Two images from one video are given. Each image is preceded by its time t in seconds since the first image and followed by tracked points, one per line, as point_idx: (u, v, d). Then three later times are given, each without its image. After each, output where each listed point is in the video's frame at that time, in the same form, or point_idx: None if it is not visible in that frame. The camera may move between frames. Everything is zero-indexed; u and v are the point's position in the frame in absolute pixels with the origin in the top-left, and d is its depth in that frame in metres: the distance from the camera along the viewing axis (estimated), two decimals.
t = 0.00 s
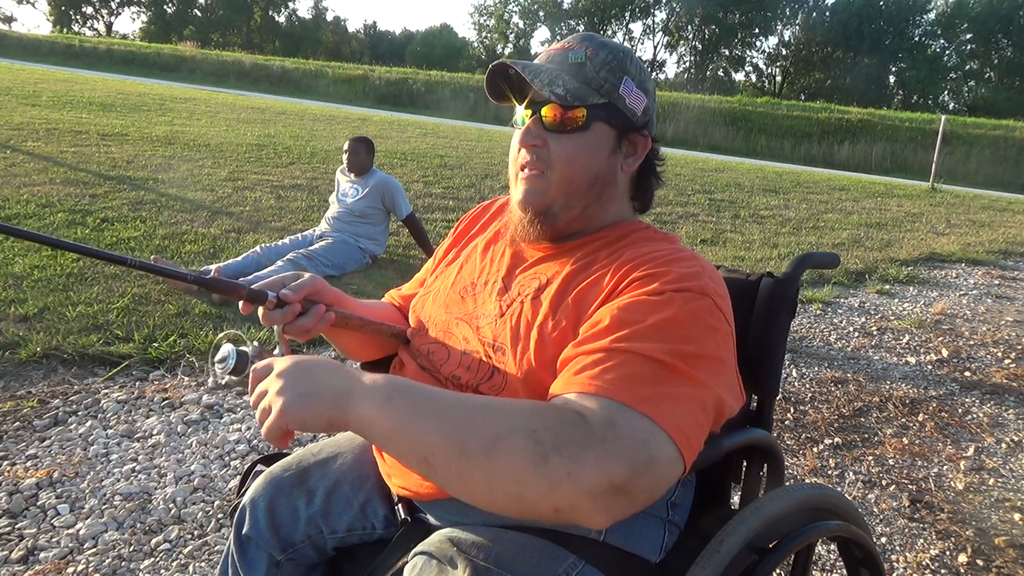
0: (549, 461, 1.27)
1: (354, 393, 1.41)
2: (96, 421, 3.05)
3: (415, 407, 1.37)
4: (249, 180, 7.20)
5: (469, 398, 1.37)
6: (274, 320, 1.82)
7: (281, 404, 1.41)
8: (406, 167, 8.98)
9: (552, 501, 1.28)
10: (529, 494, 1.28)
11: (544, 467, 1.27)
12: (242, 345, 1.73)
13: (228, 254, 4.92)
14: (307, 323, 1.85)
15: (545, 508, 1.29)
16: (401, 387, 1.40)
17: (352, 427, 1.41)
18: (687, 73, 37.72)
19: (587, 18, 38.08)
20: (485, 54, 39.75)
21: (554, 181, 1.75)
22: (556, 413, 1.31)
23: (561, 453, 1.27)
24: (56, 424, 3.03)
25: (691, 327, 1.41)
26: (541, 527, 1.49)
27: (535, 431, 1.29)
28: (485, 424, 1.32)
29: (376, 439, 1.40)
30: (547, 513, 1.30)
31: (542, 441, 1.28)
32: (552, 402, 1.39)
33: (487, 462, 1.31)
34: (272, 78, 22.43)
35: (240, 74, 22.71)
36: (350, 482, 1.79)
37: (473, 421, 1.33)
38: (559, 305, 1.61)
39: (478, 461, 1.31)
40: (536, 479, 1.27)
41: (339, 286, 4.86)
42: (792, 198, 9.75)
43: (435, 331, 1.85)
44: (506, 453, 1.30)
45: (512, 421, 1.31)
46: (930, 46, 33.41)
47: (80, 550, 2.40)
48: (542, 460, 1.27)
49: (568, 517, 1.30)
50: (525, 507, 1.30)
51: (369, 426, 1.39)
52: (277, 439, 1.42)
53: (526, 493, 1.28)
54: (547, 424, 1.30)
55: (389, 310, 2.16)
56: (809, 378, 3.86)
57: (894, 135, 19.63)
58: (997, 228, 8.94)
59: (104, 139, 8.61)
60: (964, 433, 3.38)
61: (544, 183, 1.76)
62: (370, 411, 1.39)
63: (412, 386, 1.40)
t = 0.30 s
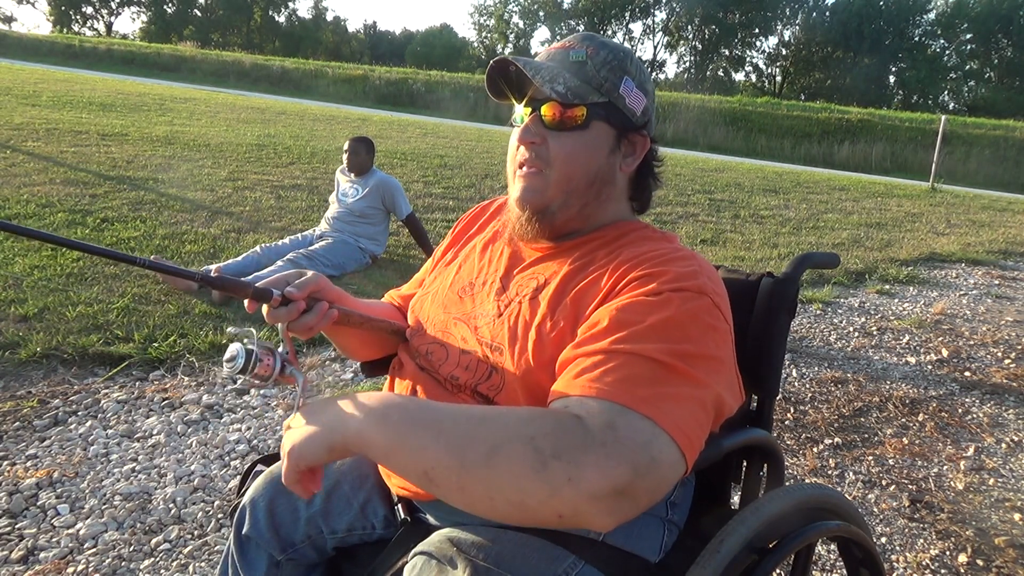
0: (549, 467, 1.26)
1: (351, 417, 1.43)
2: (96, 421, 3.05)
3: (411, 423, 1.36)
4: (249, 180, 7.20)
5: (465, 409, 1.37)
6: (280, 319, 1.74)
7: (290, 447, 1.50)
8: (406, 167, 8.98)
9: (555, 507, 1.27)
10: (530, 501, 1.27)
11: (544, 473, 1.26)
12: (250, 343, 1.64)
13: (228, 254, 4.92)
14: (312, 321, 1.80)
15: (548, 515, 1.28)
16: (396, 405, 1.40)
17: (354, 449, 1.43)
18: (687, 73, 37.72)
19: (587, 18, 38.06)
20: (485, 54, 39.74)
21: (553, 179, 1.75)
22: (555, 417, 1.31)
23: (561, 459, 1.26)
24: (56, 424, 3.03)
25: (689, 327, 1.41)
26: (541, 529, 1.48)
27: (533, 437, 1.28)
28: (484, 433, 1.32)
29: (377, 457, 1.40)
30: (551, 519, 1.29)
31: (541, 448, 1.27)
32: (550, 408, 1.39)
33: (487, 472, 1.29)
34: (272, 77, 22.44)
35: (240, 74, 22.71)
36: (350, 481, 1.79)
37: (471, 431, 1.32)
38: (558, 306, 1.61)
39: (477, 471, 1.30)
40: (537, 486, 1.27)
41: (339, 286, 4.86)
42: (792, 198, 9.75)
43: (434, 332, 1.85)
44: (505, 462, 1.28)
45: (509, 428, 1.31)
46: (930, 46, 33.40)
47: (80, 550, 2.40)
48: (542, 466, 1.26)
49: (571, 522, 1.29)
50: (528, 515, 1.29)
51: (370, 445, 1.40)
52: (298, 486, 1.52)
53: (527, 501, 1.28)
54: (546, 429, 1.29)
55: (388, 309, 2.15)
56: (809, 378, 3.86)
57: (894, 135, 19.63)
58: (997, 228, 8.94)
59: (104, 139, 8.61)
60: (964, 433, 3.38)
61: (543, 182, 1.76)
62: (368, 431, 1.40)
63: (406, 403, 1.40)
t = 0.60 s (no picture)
0: (549, 468, 1.26)
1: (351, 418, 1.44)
2: (96, 421, 3.05)
3: (410, 427, 1.37)
4: (249, 180, 7.20)
5: (464, 411, 1.37)
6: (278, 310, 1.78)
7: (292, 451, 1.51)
8: (406, 167, 8.98)
9: (556, 507, 1.27)
10: (531, 502, 1.27)
11: (544, 474, 1.26)
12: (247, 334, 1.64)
13: (228, 254, 4.92)
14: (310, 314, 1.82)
15: (550, 515, 1.28)
16: (397, 409, 1.41)
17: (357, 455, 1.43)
18: (687, 73, 37.73)
19: (587, 18, 38.03)
20: (485, 54, 39.74)
21: (553, 178, 1.76)
22: (554, 419, 1.30)
23: (560, 459, 1.26)
24: (56, 424, 3.03)
25: (689, 325, 1.41)
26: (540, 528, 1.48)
27: (532, 438, 1.28)
28: (482, 435, 1.31)
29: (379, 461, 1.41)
30: (552, 520, 1.29)
31: (540, 448, 1.27)
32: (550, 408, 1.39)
33: (487, 474, 1.29)
34: (272, 77, 22.42)
35: (240, 74, 22.70)
36: (350, 482, 1.78)
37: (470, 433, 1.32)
38: (557, 304, 1.60)
39: (477, 473, 1.30)
40: (537, 487, 1.27)
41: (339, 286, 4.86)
42: (792, 198, 9.75)
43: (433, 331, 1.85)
44: (505, 464, 1.28)
45: (507, 429, 1.31)
46: (930, 46, 33.38)
47: (80, 550, 2.40)
48: (541, 467, 1.26)
49: (572, 522, 1.29)
50: (529, 517, 1.29)
51: (371, 450, 1.40)
52: (296, 489, 1.54)
53: (528, 503, 1.27)
54: (544, 430, 1.29)
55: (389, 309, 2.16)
56: (809, 378, 3.86)
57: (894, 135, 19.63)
58: (997, 228, 8.94)
59: (104, 139, 8.61)
60: (964, 433, 3.38)
61: (543, 180, 1.76)
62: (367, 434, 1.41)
63: (405, 407, 1.40)
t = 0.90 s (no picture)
0: (547, 472, 1.26)
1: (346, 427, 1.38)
2: (96, 421, 3.05)
3: (406, 432, 1.35)
4: (249, 180, 7.20)
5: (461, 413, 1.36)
6: (286, 299, 1.85)
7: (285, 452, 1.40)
8: (406, 167, 8.98)
9: (555, 510, 1.27)
10: (530, 506, 1.27)
11: (543, 479, 1.26)
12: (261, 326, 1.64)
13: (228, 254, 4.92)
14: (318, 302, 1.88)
15: (549, 517, 1.27)
16: (386, 421, 1.37)
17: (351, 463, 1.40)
18: (687, 73, 37.73)
19: (587, 18, 37.99)
20: (485, 54, 39.76)
21: (556, 178, 1.76)
22: (552, 422, 1.30)
23: (559, 463, 1.26)
24: (56, 424, 3.03)
25: (689, 323, 1.41)
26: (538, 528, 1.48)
27: (530, 442, 1.28)
28: (481, 439, 1.31)
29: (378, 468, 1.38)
30: (551, 522, 1.29)
31: (537, 453, 1.27)
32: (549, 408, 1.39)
33: (485, 479, 1.29)
34: (272, 77, 22.43)
35: (240, 74, 22.70)
36: (350, 482, 1.79)
37: (468, 437, 1.32)
38: (556, 303, 1.60)
39: (476, 478, 1.29)
40: (535, 491, 1.26)
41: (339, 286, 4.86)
42: (792, 198, 9.75)
43: (433, 329, 1.85)
44: (503, 470, 1.28)
45: (506, 433, 1.30)
46: (930, 46, 33.38)
47: (80, 550, 2.40)
48: (540, 471, 1.26)
49: (571, 524, 1.28)
50: (527, 520, 1.29)
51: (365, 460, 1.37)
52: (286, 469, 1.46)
53: (526, 506, 1.27)
54: (542, 433, 1.29)
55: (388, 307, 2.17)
56: (809, 378, 3.86)
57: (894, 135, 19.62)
58: (997, 228, 8.94)
59: (104, 139, 8.61)
60: (964, 433, 3.38)
61: (547, 179, 1.76)
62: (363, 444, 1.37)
63: (396, 415, 1.37)
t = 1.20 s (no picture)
0: (540, 474, 1.26)
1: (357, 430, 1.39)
2: (96, 421, 3.05)
3: (407, 433, 1.35)
4: (249, 180, 7.20)
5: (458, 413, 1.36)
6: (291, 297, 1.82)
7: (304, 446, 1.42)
8: (406, 167, 8.98)
9: (549, 510, 1.27)
10: (524, 507, 1.28)
11: (534, 480, 1.27)
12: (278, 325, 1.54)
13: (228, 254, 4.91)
14: (326, 291, 1.90)
15: (543, 517, 1.28)
16: (390, 425, 1.37)
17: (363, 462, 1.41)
18: (687, 73, 37.73)
19: (587, 18, 37.98)
20: (485, 54, 39.78)
21: (549, 182, 1.76)
22: (546, 423, 1.30)
23: (552, 464, 1.26)
24: (56, 424, 3.03)
25: (684, 321, 1.41)
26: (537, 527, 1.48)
27: (523, 443, 1.29)
28: (476, 441, 1.32)
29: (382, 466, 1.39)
30: (545, 522, 1.29)
31: (530, 455, 1.27)
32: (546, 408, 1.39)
33: (480, 479, 1.30)
34: (272, 77, 22.43)
35: (240, 73, 22.70)
36: (350, 481, 1.79)
37: (466, 438, 1.32)
38: (553, 303, 1.60)
39: (472, 480, 1.30)
40: (528, 492, 1.27)
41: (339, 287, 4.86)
42: (792, 198, 9.75)
43: (433, 328, 1.85)
44: (496, 470, 1.29)
45: (501, 435, 1.31)
46: (930, 46, 33.38)
47: (80, 550, 2.40)
48: (533, 472, 1.27)
49: (565, 524, 1.29)
50: (522, 520, 1.30)
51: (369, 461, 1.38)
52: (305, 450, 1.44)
53: (521, 507, 1.28)
54: (535, 434, 1.29)
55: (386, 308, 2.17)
56: (809, 378, 3.86)
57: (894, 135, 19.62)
58: (997, 228, 8.94)
59: (104, 139, 8.61)
60: (963, 433, 3.38)
61: (540, 183, 1.77)
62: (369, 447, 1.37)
63: (398, 418, 1.37)
